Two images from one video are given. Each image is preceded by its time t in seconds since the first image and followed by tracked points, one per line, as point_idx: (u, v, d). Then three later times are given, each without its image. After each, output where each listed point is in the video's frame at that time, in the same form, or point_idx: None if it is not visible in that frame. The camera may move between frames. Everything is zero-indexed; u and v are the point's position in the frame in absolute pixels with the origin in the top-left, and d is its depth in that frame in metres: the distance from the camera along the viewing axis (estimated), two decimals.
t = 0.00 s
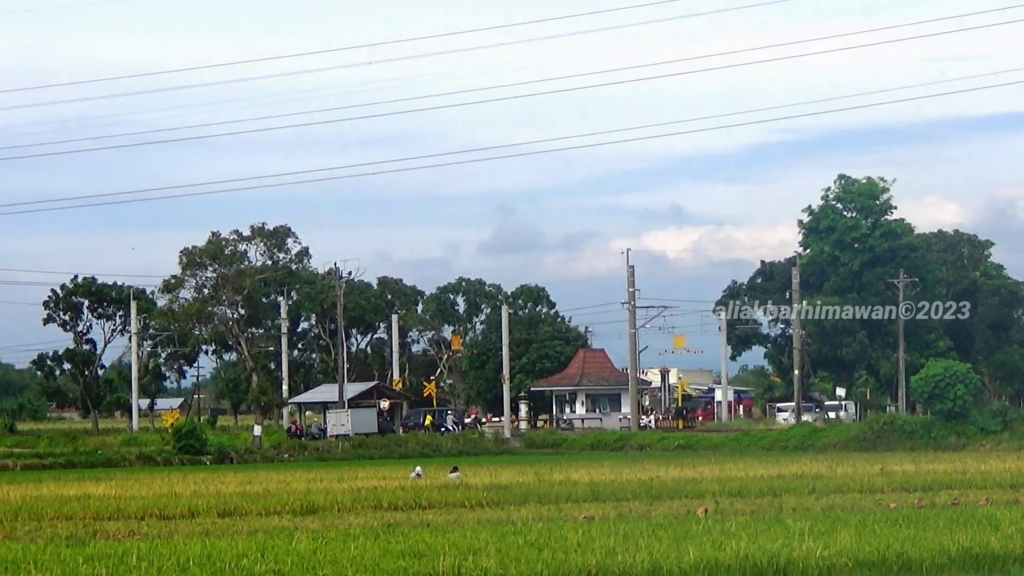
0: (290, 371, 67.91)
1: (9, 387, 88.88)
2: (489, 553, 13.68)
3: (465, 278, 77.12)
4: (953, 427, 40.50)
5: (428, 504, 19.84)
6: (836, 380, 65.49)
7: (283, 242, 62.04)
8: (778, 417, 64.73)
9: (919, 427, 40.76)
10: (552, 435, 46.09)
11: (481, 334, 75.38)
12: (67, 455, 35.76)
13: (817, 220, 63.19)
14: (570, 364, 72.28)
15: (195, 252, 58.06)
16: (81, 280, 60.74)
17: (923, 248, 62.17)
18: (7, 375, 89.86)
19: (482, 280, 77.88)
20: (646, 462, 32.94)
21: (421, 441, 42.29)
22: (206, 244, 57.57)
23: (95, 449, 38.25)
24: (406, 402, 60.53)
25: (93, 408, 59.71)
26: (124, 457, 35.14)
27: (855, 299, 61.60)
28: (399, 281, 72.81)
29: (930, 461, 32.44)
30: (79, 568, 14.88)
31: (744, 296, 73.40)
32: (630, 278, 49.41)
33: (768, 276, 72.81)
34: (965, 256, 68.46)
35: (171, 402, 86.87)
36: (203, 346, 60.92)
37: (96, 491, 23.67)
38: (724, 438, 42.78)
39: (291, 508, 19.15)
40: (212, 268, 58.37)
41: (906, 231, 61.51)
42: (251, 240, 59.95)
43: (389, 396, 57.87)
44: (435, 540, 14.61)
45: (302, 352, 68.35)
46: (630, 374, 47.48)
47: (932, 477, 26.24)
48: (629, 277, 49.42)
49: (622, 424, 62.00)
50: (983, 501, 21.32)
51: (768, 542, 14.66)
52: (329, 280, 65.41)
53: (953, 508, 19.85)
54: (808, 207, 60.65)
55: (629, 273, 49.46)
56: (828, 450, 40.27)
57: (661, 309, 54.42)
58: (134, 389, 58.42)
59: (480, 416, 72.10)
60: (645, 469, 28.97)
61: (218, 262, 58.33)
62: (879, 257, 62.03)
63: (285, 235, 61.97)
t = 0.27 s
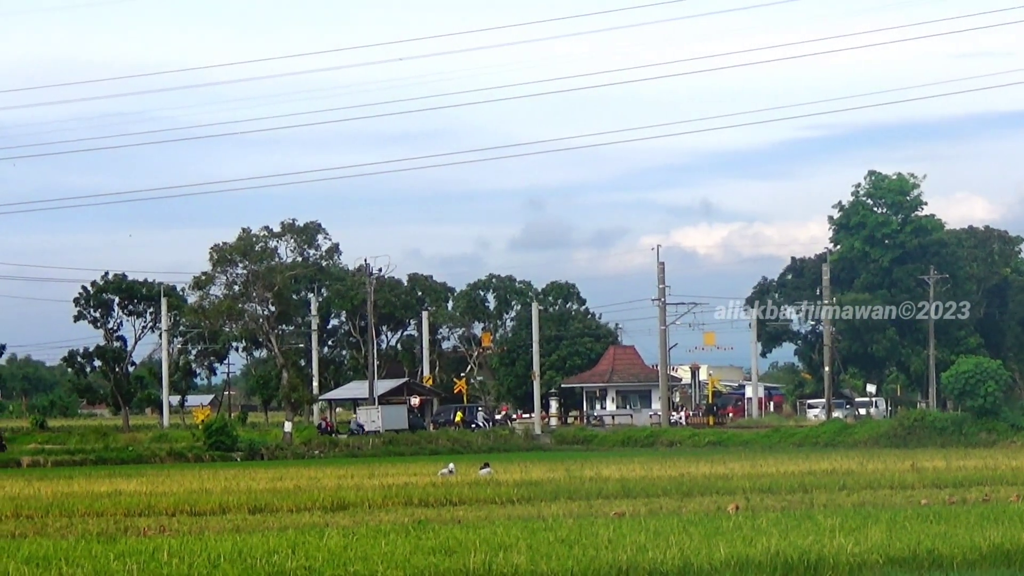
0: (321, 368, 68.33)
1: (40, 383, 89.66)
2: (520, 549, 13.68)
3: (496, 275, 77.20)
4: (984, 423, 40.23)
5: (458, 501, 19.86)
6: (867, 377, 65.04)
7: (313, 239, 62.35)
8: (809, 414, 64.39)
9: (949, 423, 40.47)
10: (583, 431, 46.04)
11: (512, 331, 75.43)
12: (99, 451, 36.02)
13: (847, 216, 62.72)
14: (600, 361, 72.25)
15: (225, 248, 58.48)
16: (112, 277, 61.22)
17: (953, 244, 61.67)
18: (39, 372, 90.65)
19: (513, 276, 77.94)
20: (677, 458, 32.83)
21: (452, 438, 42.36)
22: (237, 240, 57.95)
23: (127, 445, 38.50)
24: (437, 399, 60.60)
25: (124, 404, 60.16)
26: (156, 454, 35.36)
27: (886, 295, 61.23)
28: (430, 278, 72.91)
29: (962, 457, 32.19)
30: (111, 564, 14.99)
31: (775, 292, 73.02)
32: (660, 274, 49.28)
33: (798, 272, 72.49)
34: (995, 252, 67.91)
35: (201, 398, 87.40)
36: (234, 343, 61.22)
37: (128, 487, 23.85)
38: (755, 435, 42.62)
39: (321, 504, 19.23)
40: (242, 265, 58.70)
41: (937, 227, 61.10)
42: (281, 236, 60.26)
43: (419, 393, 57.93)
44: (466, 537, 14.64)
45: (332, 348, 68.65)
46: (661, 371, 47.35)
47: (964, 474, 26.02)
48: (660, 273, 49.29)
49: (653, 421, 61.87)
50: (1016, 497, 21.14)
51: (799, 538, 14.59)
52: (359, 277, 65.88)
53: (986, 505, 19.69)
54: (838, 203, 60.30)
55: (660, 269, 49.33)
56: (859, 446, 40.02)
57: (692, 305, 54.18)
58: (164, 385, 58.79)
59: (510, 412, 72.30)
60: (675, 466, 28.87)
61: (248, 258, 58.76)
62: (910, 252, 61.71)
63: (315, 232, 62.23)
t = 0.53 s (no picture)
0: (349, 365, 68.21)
1: (70, 381, 90.43)
2: (549, 547, 13.66)
3: (525, 273, 77.23)
4: (1013, 421, 39.99)
5: (488, 498, 19.88)
6: (896, 375, 64.66)
7: (342, 237, 62.55)
8: (839, 411, 64.05)
9: (979, 421, 40.19)
10: (613, 429, 45.99)
11: (541, 328, 75.43)
12: (129, 449, 36.27)
13: (877, 214, 62.50)
14: (629, 359, 72.16)
15: (255, 246, 58.81)
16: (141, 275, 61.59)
17: (984, 242, 61.10)
18: (69, 369, 91.37)
19: (542, 275, 77.95)
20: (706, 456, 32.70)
21: (481, 435, 42.39)
22: (266, 238, 58.27)
23: (157, 443, 38.73)
24: (465, 397, 60.63)
25: (153, 402, 60.52)
26: (185, 451, 35.58)
27: (915, 293, 60.68)
28: (459, 276, 73.01)
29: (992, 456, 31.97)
30: (139, 563, 15.06)
31: (805, 291, 72.59)
32: (690, 272, 49.18)
33: (828, 270, 72.10)
34: None
35: (230, 395, 87.92)
36: (263, 340, 61.53)
37: (158, 485, 24.00)
38: (784, 432, 42.47)
39: (350, 502, 19.28)
40: (272, 263, 59.03)
41: (968, 225, 60.58)
42: (310, 234, 60.53)
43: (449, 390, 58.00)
44: (496, 535, 14.61)
45: (362, 346, 68.75)
46: (690, 369, 47.22)
47: (995, 472, 25.83)
48: (689, 271, 49.19)
49: (682, 419, 61.69)
50: None
51: (828, 537, 14.52)
52: (388, 275, 65.85)
53: (1017, 503, 19.54)
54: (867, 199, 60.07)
55: (689, 267, 49.22)
56: (888, 444, 39.77)
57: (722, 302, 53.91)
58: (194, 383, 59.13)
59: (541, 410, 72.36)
60: (703, 464, 28.77)
61: (277, 256, 59.10)
62: (940, 250, 61.14)
63: (344, 230, 62.43)
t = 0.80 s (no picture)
0: (379, 365, 68.36)
1: (101, 380, 91.13)
2: (579, 547, 13.66)
3: (554, 272, 77.26)
4: None
5: (518, 498, 19.89)
6: (926, 374, 64.19)
7: (371, 236, 62.69)
8: (868, 411, 63.61)
9: (1011, 421, 39.88)
10: (642, 429, 45.90)
11: (571, 328, 75.42)
12: (159, 449, 36.49)
13: (906, 213, 62.38)
14: (658, 358, 72.02)
15: (284, 246, 59.03)
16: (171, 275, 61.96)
17: (1013, 243, 60.97)
18: (100, 369, 92.07)
19: (571, 274, 77.93)
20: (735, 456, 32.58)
21: (510, 435, 42.45)
22: (295, 238, 58.48)
23: (187, 443, 38.98)
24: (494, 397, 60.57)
25: (183, 401, 60.87)
26: (215, 450, 35.79)
27: (944, 292, 60.19)
28: (489, 275, 73.14)
29: None
30: (169, 562, 15.16)
31: (834, 290, 72.27)
32: (719, 271, 49.05)
33: (857, 270, 71.75)
34: None
35: (259, 395, 88.40)
36: (293, 340, 61.85)
37: (187, 485, 24.13)
38: (813, 432, 42.29)
39: (380, 502, 19.34)
40: (301, 263, 59.31)
41: (997, 225, 60.45)
42: (340, 234, 60.76)
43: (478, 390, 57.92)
44: (526, 535, 14.62)
45: (391, 346, 68.88)
46: (720, 368, 47.06)
47: None
48: (718, 270, 49.07)
49: (712, 418, 61.51)
50: None
51: (858, 536, 14.44)
52: (418, 274, 65.94)
53: None
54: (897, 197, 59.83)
55: (719, 266, 49.10)
56: (918, 444, 39.52)
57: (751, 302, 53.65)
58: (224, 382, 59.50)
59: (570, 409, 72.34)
60: (732, 464, 28.66)
61: (307, 256, 59.37)
62: (969, 250, 60.91)
63: (374, 229, 62.58)
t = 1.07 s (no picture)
0: (407, 366, 68.74)
1: (129, 381, 91.80)
2: (607, 548, 13.68)
3: (583, 273, 77.24)
4: None
5: (545, 499, 19.91)
6: (954, 375, 63.67)
7: (400, 237, 62.82)
8: (895, 412, 63.25)
9: None
10: (670, 430, 45.78)
11: (599, 329, 75.38)
12: (187, 450, 36.71)
13: (934, 215, 62.01)
14: (686, 360, 71.87)
15: (312, 247, 59.36)
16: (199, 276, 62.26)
17: None
18: (128, 371, 92.69)
19: (599, 275, 77.88)
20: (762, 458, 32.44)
21: (538, 436, 42.46)
22: (323, 239, 58.82)
23: (216, 444, 39.21)
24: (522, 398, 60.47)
25: (211, 402, 61.15)
26: (244, 452, 35.98)
27: (973, 293, 59.85)
28: (518, 276, 73.16)
29: None
30: (199, 562, 15.30)
31: (862, 291, 71.94)
32: (747, 272, 48.89)
33: (886, 271, 71.39)
34: None
35: (287, 396, 88.79)
36: (321, 340, 62.12)
37: (215, 486, 24.28)
38: (842, 433, 42.06)
39: (409, 503, 19.40)
40: (329, 264, 59.66)
41: None
42: (368, 235, 60.96)
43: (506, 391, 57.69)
44: (554, 536, 14.66)
45: (419, 347, 69.03)
46: (747, 369, 46.86)
47: None
48: (746, 271, 48.90)
49: (740, 420, 61.32)
50: None
51: (886, 538, 14.36)
52: (446, 276, 66.29)
53: None
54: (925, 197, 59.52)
55: (747, 267, 48.94)
56: (948, 445, 39.23)
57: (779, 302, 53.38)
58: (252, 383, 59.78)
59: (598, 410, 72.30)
60: (759, 465, 28.56)
61: (335, 257, 59.55)
62: (998, 251, 60.37)
63: (402, 230, 62.73)
